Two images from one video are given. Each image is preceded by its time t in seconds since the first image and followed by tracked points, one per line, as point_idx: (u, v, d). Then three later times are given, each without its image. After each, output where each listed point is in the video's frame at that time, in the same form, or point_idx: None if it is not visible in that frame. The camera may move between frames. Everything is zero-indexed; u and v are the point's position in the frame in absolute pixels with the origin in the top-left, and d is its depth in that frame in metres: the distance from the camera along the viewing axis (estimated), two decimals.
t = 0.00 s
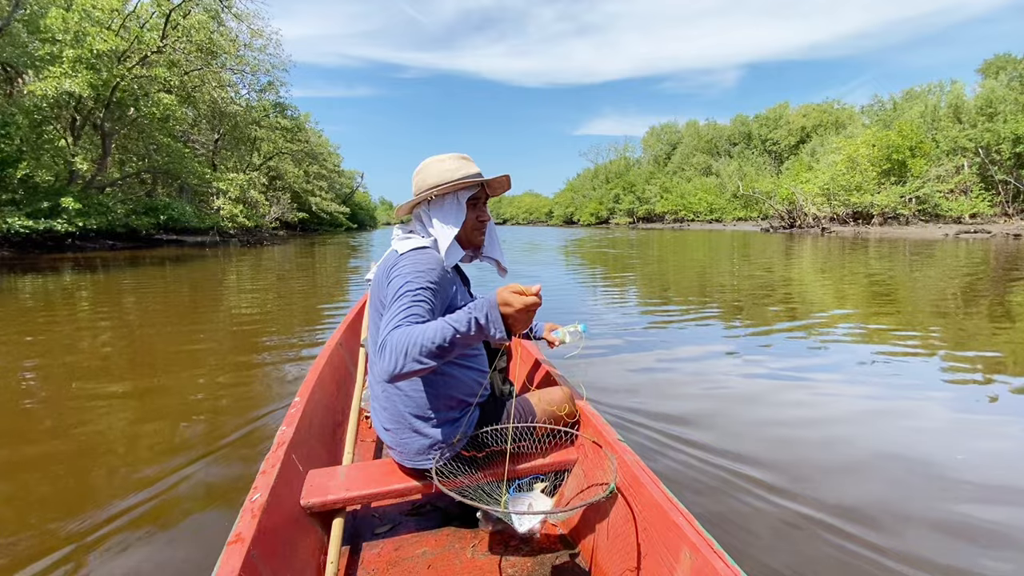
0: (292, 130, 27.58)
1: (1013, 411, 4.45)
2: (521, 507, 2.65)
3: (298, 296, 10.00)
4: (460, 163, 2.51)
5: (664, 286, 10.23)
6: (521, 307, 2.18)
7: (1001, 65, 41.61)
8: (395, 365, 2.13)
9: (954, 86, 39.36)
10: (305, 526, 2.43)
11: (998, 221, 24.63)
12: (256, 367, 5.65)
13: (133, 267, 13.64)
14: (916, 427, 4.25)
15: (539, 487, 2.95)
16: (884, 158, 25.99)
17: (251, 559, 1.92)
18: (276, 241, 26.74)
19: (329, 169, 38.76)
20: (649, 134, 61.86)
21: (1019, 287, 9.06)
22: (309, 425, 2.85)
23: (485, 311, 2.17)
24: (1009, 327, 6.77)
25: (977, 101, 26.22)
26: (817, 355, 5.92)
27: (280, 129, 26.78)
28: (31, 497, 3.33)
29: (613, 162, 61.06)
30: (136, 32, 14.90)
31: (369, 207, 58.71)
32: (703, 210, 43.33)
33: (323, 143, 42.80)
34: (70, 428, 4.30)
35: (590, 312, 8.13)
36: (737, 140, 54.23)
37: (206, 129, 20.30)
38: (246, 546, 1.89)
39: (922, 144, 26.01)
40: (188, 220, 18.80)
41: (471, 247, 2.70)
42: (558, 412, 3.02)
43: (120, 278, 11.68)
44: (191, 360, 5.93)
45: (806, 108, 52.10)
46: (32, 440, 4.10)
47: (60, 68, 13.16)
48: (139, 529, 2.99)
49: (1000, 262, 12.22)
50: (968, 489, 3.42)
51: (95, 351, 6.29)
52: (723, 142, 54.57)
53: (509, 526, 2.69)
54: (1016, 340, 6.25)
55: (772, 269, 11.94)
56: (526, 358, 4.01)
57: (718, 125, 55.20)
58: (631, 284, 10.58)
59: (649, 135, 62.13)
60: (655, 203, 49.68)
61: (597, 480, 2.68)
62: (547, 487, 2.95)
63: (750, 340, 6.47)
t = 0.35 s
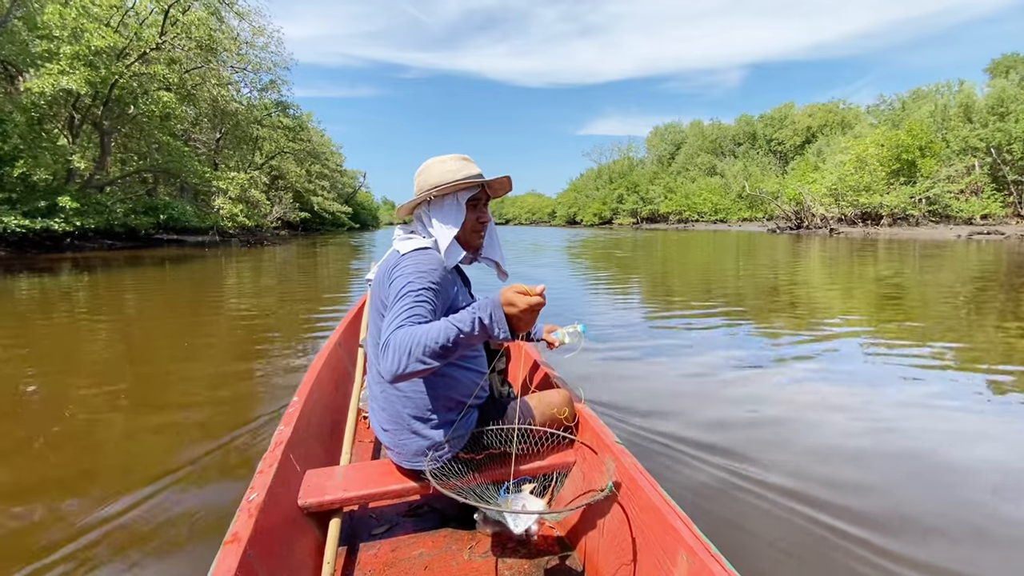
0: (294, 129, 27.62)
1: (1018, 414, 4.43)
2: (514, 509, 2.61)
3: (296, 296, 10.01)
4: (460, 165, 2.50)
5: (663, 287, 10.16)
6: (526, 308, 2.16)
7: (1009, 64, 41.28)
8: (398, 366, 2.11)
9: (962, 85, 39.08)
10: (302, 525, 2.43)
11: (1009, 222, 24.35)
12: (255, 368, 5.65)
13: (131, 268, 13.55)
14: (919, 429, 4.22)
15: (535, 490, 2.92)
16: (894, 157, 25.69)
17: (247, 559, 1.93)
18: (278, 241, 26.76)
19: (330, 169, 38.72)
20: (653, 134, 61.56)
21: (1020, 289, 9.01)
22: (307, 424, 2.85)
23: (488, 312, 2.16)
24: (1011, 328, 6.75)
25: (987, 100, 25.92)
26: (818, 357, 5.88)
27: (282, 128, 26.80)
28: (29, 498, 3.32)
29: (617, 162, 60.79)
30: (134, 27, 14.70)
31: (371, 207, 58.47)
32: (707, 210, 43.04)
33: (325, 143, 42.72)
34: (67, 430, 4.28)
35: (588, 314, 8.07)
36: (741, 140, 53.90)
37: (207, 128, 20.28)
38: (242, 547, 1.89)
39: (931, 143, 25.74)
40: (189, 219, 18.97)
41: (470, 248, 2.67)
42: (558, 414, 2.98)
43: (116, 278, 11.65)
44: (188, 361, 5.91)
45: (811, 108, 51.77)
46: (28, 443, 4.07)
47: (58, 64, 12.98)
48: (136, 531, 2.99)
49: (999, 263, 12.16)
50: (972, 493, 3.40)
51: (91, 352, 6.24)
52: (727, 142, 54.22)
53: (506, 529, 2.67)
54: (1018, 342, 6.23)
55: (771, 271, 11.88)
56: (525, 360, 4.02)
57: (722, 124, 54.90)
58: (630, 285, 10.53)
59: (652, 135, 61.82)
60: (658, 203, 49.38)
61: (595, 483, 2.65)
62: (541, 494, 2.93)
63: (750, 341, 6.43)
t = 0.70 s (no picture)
0: (297, 129, 27.75)
1: None
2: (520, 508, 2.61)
3: (295, 296, 10.04)
4: (461, 165, 2.49)
5: (664, 288, 10.11)
6: (524, 309, 2.13)
7: (1019, 64, 41.01)
8: (396, 365, 2.11)
9: (972, 85, 38.78)
10: (301, 525, 2.42)
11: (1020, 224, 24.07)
12: (255, 367, 5.67)
13: (132, 267, 13.56)
14: (923, 429, 4.18)
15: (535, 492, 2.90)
16: (903, 157, 25.42)
17: (246, 560, 1.93)
18: (280, 241, 26.86)
19: (332, 169, 38.82)
20: (656, 134, 61.33)
21: None
22: (307, 425, 2.85)
23: (487, 312, 2.14)
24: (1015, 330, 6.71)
25: (998, 100, 25.65)
26: (821, 358, 5.85)
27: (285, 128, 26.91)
28: (28, 498, 3.33)
29: (620, 163, 60.61)
30: (133, 23, 14.37)
31: (374, 207, 58.50)
32: (712, 211, 42.82)
33: (327, 143, 42.76)
34: (66, 428, 4.28)
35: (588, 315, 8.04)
36: (746, 139, 53.60)
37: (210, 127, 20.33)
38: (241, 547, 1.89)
39: (942, 143, 25.45)
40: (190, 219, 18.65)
41: (470, 250, 2.64)
42: (558, 415, 2.98)
43: (114, 278, 11.65)
44: (190, 360, 5.92)
45: (817, 108, 51.49)
46: (28, 441, 4.07)
47: (56, 61, 12.77)
48: (135, 530, 3.00)
49: (1002, 264, 12.10)
50: (977, 493, 3.37)
51: (89, 351, 6.24)
52: (732, 142, 53.93)
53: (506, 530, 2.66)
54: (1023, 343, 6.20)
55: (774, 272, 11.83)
56: (525, 360, 4.01)
57: (727, 125, 54.63)
58: (631, 286, 10.50)
59: (656, 135, 61.58)
60: (662, 203, 49.18)
61: (595, 484, 2.64)
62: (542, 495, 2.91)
63: (752, 342, 6.40)
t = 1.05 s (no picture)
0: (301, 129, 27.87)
1: None
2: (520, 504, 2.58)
3: (294, 296, 10.08)
4: (459, 164, 2.49)
5: (664, 289, 10.06)
6: (522, 301, 2.09)
7: None
8: (395, 360, 2.09)
9: (983, 84, 38.37)
10: (301, 525, 2.40)
11: None
12: (255, 367, 5.68)
13: (131, 267, 13.56)
14: (929, 433, 4.14)
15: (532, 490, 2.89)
16: (914, 157, 25.13)
17: (247, 559, 1.92)
18: (283, 241, 26.96)
19: (335, 168, 38.89)
20: (661, 134, 61.12)
21: None
22: (307, 425, 2.85)
23: (485, 306, 2.11)
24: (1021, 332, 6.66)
25: (1010, 99, 25.30)
26: (825, 359, 5.81)
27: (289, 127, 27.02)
28: (30, 494, 3.38)
29: (624, 163, 60.48)
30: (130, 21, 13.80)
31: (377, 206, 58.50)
32: (717, 211, 42.60)
33: (331, 142, 42.87)
34: (65, 428, 4.29)
35: (587, 316, 8.00)
36: (751, 139, 53.31)
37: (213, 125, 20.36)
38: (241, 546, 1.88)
39: (953, 143, 25.11)
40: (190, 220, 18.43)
41: (470, 249, 2.64)
42: (558, 413, 2.95)
43: (114, 278, 11.68)
44: (189, 360, 5.94)
45: (824, 107, 51.17)
46: (27, 441, 4.08)
47: (54, 58, 12.59)
48: (133, 529, 3.03)
49: (1005, 266, 11.99)
50: (985, 497, 3.32)
51: (89, 351, 6.26)
52: (738, 142, 53.60)
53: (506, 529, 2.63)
54: None
55: (780, 273, 11.78)
56: (526, 359, 4.00)
57: (733, 125, 54.34)
58: (632, 287, 10.47)
59: (661, 135, 61.36)
60: (667, 204, 49.01)
61: (595, 483, 2.62)
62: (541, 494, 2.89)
63: (753, 344, 6.35)
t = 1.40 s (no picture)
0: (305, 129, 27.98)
1: None
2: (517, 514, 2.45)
3: (293, 296, 10.08)
4: (460, 163, 2.48)
5: (664, 291, 9.99)
6: (522, 309, 2.10)
7: None
8: (395, 363, 2.07)
9: (993, 84, 38.04)
10: (304, 525, 2.26)
11: None
12: (254, 369, 5.65)
13: (132, 268, 13.48)
14: (937, 442, 4.09)
15: (531, 496, 2.78)
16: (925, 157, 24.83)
17: (250, 559, 1.80)
18: (286, 241, 27.09)
19: (338, 168, 38.93)
20: (665, 134, 60.87)
21: None
22: (308, 426, 2.81)
23: (485, 312, 2.11)
24: None
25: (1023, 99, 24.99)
26: (829, 363, 5.78)
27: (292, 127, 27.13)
28: (26, 494, 3.35)
29: (628, 162, 60.24)
30: (130, 17, 13.76)
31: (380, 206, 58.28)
32: (723, 212, 42.34)
33: (334, 142, 42.89)
34: (60, 432, 4.22)
35: (587, 319, 7.93)
36: (757, 140, 53.03)
37: (216, 125, 20.35)
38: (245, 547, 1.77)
39: (966, 143, 24.79)
40: (192, 219, 18.83)
41: (472, 249, 2.63)
42: (558, 413, 2.92)
43: (111, 278, 11.65)
44: (187, 362, 5.87)
45: (831, 107, 50.87)
46: (22, 445, 4.02)
47: (53, 54, 12.36)
48: (129, 530, 2.98)
49: (1003, 268, 11.97)
50: (998, 510, 3.27)
51: (87, 354, 6.19)
52: (743, 142, 53.27)
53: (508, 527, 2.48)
54: None
55: (783, 275, 11.72)
56: (527, 359, 4.01)
57: (738, 125, 54.05)
58: (633, 288, 10.43)
59: (665, 135, 61.10)
60: (672, 204, 48.79)
61: (596, 484, 2.57)
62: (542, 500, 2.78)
63: (756, 347, 6.30)
